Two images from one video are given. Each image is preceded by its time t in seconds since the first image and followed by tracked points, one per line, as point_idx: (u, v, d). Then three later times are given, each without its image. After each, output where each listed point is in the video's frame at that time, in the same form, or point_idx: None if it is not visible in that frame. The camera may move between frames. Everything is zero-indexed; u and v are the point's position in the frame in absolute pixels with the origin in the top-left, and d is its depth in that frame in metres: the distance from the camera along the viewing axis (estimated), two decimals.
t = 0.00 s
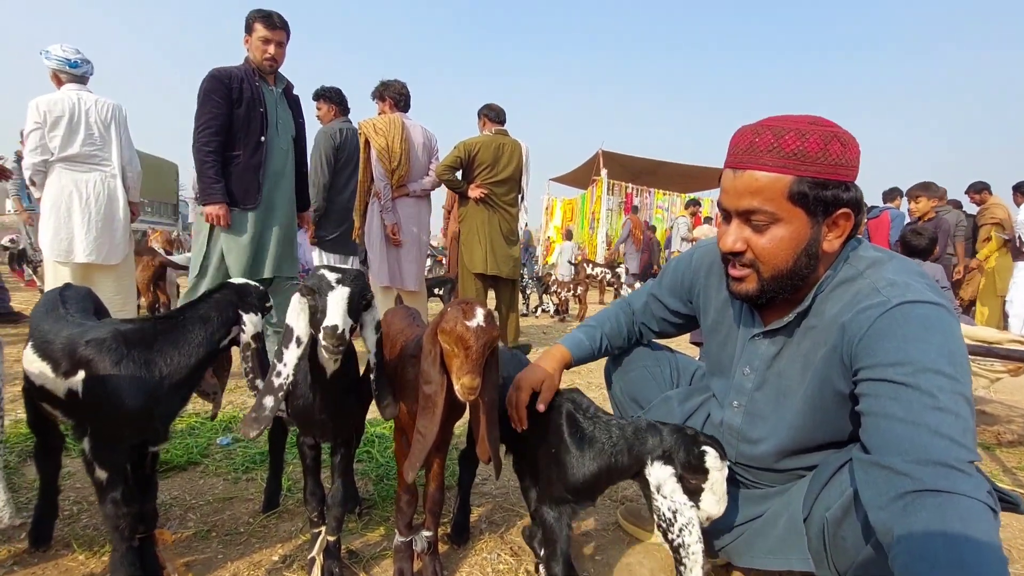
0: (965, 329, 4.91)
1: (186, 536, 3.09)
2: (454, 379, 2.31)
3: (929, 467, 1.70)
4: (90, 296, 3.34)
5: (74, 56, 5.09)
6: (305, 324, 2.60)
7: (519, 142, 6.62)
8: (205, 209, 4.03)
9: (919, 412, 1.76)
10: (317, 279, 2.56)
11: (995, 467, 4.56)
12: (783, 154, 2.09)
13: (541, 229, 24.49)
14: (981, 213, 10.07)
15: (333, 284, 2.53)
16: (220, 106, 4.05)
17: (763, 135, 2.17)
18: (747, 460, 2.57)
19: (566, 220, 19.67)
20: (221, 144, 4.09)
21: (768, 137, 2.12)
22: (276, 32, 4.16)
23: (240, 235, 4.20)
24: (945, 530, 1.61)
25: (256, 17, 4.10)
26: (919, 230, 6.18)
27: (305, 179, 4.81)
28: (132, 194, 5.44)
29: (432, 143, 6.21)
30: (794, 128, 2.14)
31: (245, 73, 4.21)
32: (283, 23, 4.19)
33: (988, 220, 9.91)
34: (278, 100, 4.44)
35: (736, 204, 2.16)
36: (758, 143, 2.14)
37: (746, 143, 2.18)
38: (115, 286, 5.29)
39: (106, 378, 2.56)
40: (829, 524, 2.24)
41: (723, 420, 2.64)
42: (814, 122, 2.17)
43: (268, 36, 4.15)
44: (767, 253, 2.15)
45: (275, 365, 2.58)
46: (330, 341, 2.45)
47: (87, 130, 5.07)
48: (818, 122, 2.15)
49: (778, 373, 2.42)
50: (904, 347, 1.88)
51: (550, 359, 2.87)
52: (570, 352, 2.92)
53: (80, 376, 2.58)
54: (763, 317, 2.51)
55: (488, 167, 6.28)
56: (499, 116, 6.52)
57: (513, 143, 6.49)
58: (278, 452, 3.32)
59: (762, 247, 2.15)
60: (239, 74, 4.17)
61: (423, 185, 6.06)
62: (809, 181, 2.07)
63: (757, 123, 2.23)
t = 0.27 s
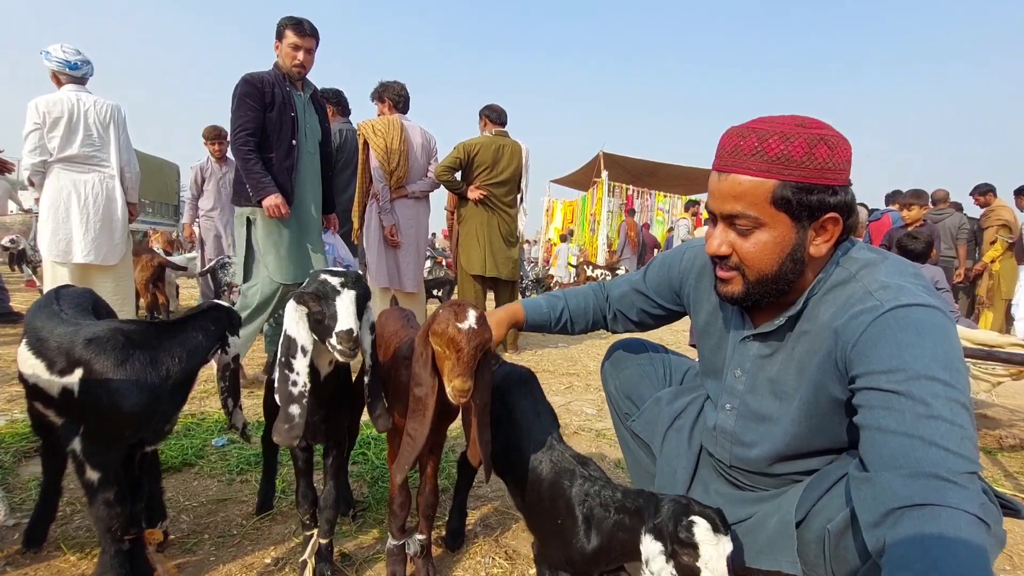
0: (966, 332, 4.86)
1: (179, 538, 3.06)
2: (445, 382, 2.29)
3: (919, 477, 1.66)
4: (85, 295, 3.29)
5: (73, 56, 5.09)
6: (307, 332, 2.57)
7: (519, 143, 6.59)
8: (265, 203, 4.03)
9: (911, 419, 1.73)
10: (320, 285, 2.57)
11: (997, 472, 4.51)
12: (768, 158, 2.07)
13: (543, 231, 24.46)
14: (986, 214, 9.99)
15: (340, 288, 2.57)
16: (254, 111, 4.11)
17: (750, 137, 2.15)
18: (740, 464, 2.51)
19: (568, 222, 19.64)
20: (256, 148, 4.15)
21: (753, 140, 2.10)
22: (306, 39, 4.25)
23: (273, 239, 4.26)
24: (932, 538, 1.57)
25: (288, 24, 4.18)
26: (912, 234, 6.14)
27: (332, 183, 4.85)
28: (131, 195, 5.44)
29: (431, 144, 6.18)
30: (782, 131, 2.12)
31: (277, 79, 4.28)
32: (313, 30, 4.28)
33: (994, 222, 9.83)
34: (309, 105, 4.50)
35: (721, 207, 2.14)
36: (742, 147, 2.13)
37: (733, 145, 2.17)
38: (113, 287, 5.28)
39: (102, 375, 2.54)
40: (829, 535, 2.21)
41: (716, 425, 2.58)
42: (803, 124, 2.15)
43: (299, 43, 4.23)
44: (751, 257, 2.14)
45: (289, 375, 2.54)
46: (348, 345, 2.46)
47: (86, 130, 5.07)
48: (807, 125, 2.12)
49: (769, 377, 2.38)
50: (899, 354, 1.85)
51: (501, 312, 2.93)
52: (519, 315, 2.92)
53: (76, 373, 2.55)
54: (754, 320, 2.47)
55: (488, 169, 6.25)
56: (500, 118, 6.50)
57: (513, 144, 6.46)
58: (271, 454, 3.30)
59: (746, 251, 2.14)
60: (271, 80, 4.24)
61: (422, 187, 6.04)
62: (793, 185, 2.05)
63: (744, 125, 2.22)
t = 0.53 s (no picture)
0: (966, 335, 4.85)
1: (177, 539, 3.05)
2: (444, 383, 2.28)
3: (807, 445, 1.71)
4: (79, 292, 3.29)
5: (75, 57, 5.10)
6: (317, 329, 2.62)
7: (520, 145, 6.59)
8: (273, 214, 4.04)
9: (830, 399, 1.73)
10: (336, 281, 2.58)
11: (996, 475, 4.50)
12: (709, 167, 2.01)
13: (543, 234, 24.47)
14: (986, 218, 10.00)
15: (354, 285, 2.59)
16: (281, 117, 4.06)
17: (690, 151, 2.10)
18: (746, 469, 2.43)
19: (568, 225, 19.65)
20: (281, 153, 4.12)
21: (693, 152, 2.05)
22: (331, 44, 4.16)
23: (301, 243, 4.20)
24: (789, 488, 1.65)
25: (313, 29, 4.10)
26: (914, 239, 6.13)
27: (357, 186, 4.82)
28: (131, 196, 5.45)
29: (432, 146, 6.17)
30: (719, 139, 2.07)
31: (302, 83, 4.22)
32: (339, 35, 4.18)
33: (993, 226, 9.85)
34: (333, 109, 4.44)
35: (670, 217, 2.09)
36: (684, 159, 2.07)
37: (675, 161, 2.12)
38: (113, 288, 5.28)
39: (115, 372, 2.53)
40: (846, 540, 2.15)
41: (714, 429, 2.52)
42: (739, 132, 2.09)
43: (323, 48, 4.15)
44: (709, 262, 2.07)
45: (296, 375, 2.57)
46: (372, 338, 2.50)
47: (87, 131, 5.07)
48: (742, 131, 2.07)
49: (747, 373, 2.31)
50: (829, 342, 1.84)
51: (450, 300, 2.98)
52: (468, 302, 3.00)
53: (85, 371, 2.54)
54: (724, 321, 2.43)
55: (489, 171, 6.25)
56: (501, 120, 6.50)
57: (514, 146, 6.46)
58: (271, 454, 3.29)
59: (705, 256, 2.07)
60: (297, 84, 4.18)
61: (422, 188, 6.03)
62: (736, 189, 1.99)
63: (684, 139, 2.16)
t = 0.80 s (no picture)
0: (965, 337, 4.87)
1: (182, 539, 3.06)
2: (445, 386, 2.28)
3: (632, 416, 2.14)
4: (76, 293, 3.31)
5: (78, 58, 5.12)
6: (325, 332, 2.62)
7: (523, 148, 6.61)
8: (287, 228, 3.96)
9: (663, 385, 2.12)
10: (342, 284, 2.58)
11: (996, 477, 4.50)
12: (633, 198, 2.23)
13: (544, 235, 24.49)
14: (985, 220, 10.03)
15: (361, 287, 2.58)
16: (317, 128, 4.05)
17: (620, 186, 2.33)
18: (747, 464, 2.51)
19: (569, 227, 19.66)
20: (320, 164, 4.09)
21: (618, 187, 2.28)
22: (362, 50, 4.18)
23: (341, 247, 4.16)
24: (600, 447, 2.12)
25: (344, 36, 4.14)
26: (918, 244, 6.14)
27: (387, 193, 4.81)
28: (133, 197, 5.46)
29: (434, 148, 6.18)
30: (644, 171, 2.30)
31: (336, 92, 4.21)
32: (369, 40, 4.20)
33: (992, 227, 9.88)
34: (365, 117, 4.47)
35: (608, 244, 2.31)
36: (613, 194, 2.31)
37: (611, 196, 2.34)
38: (116, 289, 5.29)
39: (131, 376, 2.58)
40: (874, 517, 2.20)
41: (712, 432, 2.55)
42: (659, 164, 2.32)
43: (355, 54, 4.18)
44: (647, 278, 2.28)
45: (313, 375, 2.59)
46: (374, 342, 2.48)
47: (90, 132, 5.09)
48: (661, 163, 2.30)
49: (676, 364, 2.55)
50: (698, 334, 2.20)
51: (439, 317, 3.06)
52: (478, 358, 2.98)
53: (96, 371, 2.56)
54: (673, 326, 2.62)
55: (492, 173, 6.27)
56: (503, 123, 6.52)
57: (516, 148, 6.47)
58: (274, 455, 3.29)
59: (642, 273, 2.27)
60: (332, 93, 4.18)
61: (424, 190, 6.04)
62: (658, 212, 2.20)
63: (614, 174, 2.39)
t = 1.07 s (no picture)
0: (984, 340, 4.82)
1: (205, 534, 3.13)
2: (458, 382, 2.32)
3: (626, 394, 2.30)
4: (99, 293, 3.40)
5: (102, 64, 5.26)
6: (343, 333, 2.69)
7: (536, 150, 6.64)
8: (357, 231, 4.08)
9: (653, 364, 2.27)
10: (365, 285, 2.63)
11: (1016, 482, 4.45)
12: (620, 198, 2.39)
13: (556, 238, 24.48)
14: (1005, 222, 9.91)
15: (382, 289, 2.63)
16: (371, 132, 4.12)
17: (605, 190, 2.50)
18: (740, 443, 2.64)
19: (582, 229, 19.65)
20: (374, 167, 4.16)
21: (605, 189, 2.44)
22: (410, 53, 4.20)
23: (398, 249, 4.32)
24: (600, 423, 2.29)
25: (393, 39, 4.14)
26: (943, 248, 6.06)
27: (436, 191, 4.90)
28: (153, 199, 5.58)
29: (447, 150, 6.25)
30: (625, 176, 2.48)
31: (388, 95, 4.28)
32: (418, 42, 4.20)
33: (1011, 229, 9.76)
34: (416, 119, 4.56)
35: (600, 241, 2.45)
36: (601, 195, 2.47)
37: (597, 200, 2.49)
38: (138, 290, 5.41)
39: (160, 376, 2.64)
40: (865, 483, 2.38)
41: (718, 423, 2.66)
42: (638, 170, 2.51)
43: (404, 57, 4.21)
44: (638, 270, 2.43)
45: (326, 375, 2.66)
46: (395, 343, 2.51)
47: (113, 136, 5.21)
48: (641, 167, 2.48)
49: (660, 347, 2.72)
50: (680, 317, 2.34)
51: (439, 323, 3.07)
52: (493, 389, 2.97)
53: (124, 372, 2.63)
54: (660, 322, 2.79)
55: (506, 175, 6.32)
56: (516, 125, 6.57)
57: (529, 150, 6.52)
58: (294, 453, 3.35)
59: (632, 267, 2.43)
60: (383, 96, 4.24)
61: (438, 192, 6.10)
62: (645, 208, 2.37)
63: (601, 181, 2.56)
